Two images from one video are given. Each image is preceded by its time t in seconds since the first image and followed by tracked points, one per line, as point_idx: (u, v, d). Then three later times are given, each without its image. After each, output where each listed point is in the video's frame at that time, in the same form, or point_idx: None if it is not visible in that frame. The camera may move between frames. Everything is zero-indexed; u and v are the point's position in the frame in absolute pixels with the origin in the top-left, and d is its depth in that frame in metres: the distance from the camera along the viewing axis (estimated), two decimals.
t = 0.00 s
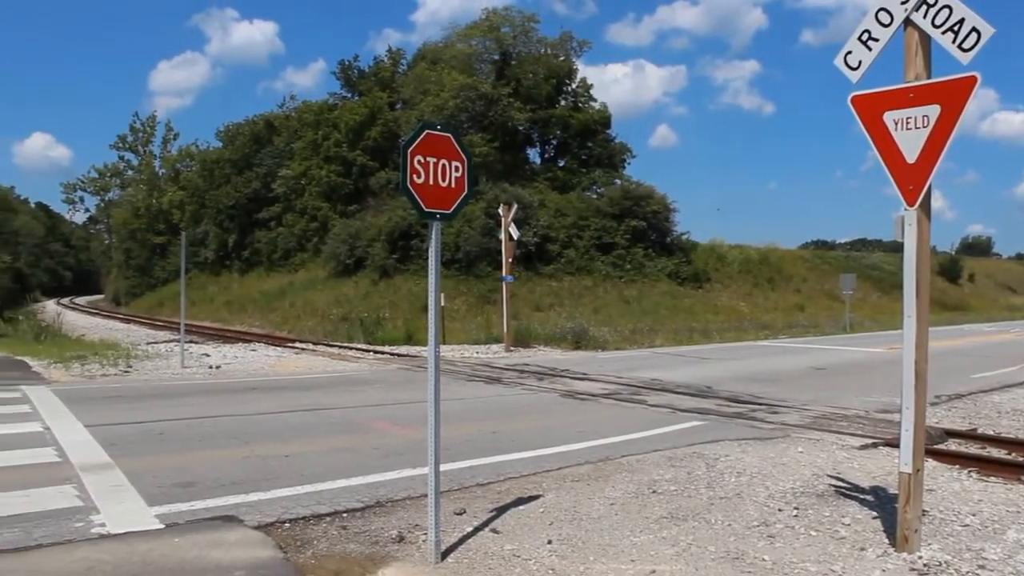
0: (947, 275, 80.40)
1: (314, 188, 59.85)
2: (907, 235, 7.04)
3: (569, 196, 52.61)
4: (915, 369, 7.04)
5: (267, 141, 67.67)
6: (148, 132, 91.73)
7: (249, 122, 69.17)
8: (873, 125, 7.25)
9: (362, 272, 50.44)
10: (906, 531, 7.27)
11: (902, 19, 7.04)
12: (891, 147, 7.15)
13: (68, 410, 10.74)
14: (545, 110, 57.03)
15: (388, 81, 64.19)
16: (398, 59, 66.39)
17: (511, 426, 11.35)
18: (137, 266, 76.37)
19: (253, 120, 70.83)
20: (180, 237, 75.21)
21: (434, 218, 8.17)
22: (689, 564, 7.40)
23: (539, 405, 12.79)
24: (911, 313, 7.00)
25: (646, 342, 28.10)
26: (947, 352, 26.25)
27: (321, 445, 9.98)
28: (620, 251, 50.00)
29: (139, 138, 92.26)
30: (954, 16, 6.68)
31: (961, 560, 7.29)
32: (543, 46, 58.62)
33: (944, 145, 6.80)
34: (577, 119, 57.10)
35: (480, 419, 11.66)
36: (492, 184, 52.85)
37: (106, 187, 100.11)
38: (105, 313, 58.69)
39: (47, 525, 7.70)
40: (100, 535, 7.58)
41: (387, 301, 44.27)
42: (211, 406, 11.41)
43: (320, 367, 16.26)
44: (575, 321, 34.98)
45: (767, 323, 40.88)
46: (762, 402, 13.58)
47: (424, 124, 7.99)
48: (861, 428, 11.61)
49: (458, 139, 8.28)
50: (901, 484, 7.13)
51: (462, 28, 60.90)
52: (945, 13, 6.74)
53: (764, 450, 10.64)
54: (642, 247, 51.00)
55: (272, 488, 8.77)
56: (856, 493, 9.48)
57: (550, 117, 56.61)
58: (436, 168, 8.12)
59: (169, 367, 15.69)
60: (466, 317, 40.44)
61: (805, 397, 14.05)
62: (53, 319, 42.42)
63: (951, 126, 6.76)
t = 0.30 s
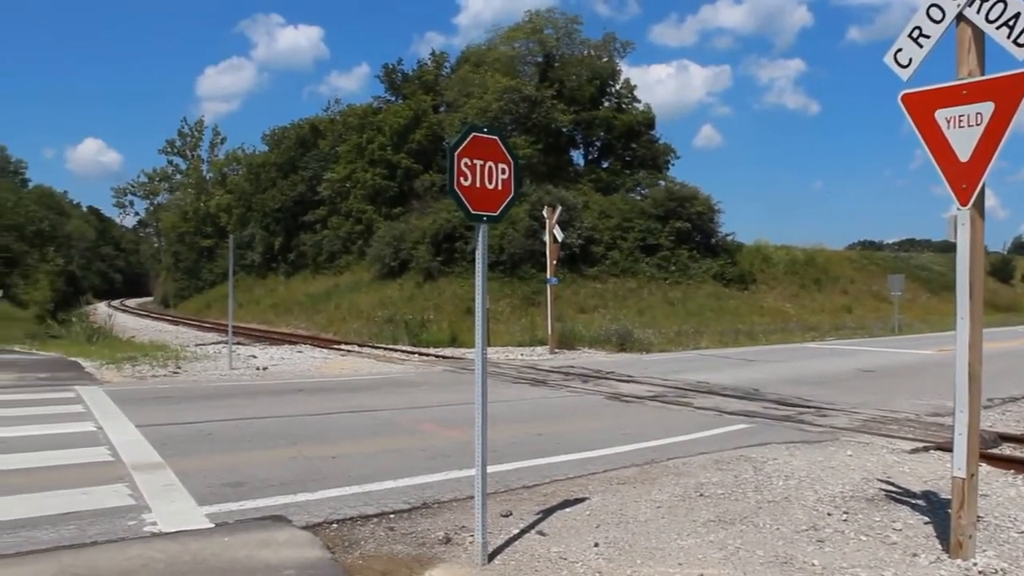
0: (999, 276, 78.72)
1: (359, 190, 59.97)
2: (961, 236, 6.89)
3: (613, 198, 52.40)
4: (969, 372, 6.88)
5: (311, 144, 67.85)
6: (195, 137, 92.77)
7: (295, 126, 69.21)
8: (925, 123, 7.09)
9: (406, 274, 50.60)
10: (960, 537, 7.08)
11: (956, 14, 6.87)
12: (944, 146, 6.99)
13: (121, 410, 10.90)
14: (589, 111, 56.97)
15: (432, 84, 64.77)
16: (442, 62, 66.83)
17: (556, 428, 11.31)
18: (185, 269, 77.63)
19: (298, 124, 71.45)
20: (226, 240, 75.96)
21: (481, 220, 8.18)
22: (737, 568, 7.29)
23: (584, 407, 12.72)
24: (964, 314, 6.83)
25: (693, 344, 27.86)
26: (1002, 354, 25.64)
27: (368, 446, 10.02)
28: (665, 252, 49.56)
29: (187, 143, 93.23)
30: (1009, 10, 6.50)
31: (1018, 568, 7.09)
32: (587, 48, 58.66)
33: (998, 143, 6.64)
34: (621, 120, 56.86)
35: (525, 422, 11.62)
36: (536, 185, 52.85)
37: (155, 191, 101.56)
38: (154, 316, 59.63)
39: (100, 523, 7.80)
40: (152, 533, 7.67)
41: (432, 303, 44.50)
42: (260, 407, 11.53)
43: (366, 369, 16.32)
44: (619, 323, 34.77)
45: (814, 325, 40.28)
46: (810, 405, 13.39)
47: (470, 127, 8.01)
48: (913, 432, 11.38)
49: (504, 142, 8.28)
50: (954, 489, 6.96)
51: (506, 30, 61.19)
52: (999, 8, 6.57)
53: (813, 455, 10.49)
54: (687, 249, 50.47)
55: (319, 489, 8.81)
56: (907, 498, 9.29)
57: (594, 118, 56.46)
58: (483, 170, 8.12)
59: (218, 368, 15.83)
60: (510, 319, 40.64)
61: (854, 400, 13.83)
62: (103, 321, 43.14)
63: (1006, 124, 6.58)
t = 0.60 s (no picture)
0: None
1: (403, 196, 60.35)
2: (1018, 240, 6.72)
3: (657, 203, 52.06)
4: None
5: (356, 149, 68.57)
6: (242, 142, 93.47)
7: (339, 132, 70.05)
8: (978, 126, 6.91)
9: (451, 279, 50.59)
10: (1016, 550, 6.83)
11: (1011, 15, 6.74)
12: (999, 150, 6.80)
13: (170, 412, 11.03)
14: (632, 115, 56.82)
15: (475, 89, 65.66)
16: (485, 67, 67.29)
17: (600, 434, 11.26)
18: (232, 272, 78.35)
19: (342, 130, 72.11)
20: (272, 245, 76.25)
21: (528, 225, 8.18)
22: None
23: (628, 413, 12.64)
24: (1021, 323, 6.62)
25: (737, 350, 27.62)
26: None
27: (413, 450, 10.04)
28: (709, 258, 48.99)
29: (234, 148, 93.87)
30: None
31: None
32: (630, 52, 58.68)
33: None
34: (665, 124, 56.58)
35: (569, 427, 11.57)
36: (580, 191, 52.77)
37: (203, 196, 102.70)
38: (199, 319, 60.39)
39: (150, 523, 7.88)
40: (201, 534, 7.73)
41: (475, 308, 44.42)
42: (305, 410, 11.61)
43: (411, 373, 16.37)
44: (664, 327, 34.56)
45: (861, 331, 39.66)
46: (857, 412, 13.19)
47: (517, 132, 8.02)
48: (964, 442, 11.17)
49: (551, 147, 8.28)
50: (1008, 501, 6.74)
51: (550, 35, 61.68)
52: None
53: (860, 463, 10.33)
54: (732, 253, 49.77)
55: (365, 492, 8.83)
56: (959, 508, 9.08)
57: (637, 123, 56.34)
58: (530, 176, 8.13)
59: (263, 372, 15.97)
60: (554, 325, 40.48)
61: (903, 407, 13.60)
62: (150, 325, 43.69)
63: None
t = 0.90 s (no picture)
0: None
1: (447, 200, 60.81)
2: None
3: (701, 207, 51.84)
4: None
5: (399, 154, 69.40)
6: (285, 148, 93.88)
7: (382, 137, 70.98)
8: None
9: (494, 282, 50.59)
10: None
11: None
12: None
13: (217, 415, 11.14)
14: (675, 119, 56.61)
15: (517, 93, 65.66)
16: (527, 71, 67.46)
17: (644, 438, 11.19)
18: (276, 276, 78.96)
19: (385, 134, 72.65)
20: (316, 249, 76.69)
21: (573, 229, 8.21)
22: None
23: (671, 417, 12.56)
24: None
25: (782, 355, 27.37)
26: None
27: (457, 453, 10.05)
28: (753, 261, 48.61)
29: (277, 153, 94.24)
30: None
31: None
32: (673, 55, 58.37)
33: None
34: (708, 127, 56.30)
35: (612, 431, 11.52)
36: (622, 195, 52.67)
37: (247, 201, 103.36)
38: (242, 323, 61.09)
39: (198, 523, 7.96)
40: (248, 535, 7.79)
41: (517, 311, 44.42)
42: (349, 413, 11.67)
43: (454, 377, 16.41)
44: (708, 331, 34.40)
45: (909, 336, 39.02)
46: (905, 418, 12.99)
47: (563, 136, 8.06)
48: (1016, 450, 10.92)
49: (597, 150, 8.30)
50: None
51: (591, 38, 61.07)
52: None
53: (910, 470, 10.15)
54: (776, 257, 49.28)
55: (408, 495, 8.83)
56: (1012, 517, 8.86)
57: (680, 126, 56.15)
58: (575, 179, 8.15)
59: (308, 374, 16.11)
60: (599, 328, 40.44)
61: (953, 413, 13.37)
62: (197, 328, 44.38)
63: None
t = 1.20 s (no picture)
0: None
1: (496, 201, 60.86)
2: None
3: (751, 206, 51.34)
4: None
5: (448, 155, 69.73)
6: (336, 150, 93.56)
7: (430, 139, 71.48)
8: None
9: (543, 283, 50.46)
10: None
11: None
12: None
13: (271, 415, 11.25)
14: (725, 118, 56.13)
15: (566, 94, 65.64)
16: (575, 72, 67.45)
17: (696, 440, 11.11)
18: (327, 278, 79.78)
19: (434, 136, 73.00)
20: (367, 250, 77.43)
21: (625, 230, 8.15)
22: None
23: (723, 419, 12.45)
24: None
25: (835, 356, 27.03)
26: None
27: (509, 454, 10.03)
28: (805, 262, 48.02)
29: (328, 156, 94.20)
30: None
31: None
32: (723, 53, 57.82)
33: None
34: (759, 126, 55.72)
35: (663, 433, 11.43)
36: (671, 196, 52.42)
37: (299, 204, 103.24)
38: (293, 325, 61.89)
39: (255, 522, 8.04)
40: (303, 534, 7.84)
41: (567, 313, 44.28)
42: (402, 414, 11.74)
43: (504, 378, 16.44)
44: (759, 333, 34.03)
45: (967, 337, 38.15)
46: (964, 421, 12.71)
47: (615, 136, 8.06)
48: None
49: (649, 151, 8.26)
50: None
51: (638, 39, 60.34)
52: None
53: (970, 475, 9.91)
54: (828, 257, 48.56)
55: (461, 495, 8.84)
56: None
57: (730, 125, 55.69)
58: (628, 180, 8.11)
59: (360, 375, 16.23)
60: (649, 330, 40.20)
61: (1015, 417, 13.04)
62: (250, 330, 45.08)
63: None
